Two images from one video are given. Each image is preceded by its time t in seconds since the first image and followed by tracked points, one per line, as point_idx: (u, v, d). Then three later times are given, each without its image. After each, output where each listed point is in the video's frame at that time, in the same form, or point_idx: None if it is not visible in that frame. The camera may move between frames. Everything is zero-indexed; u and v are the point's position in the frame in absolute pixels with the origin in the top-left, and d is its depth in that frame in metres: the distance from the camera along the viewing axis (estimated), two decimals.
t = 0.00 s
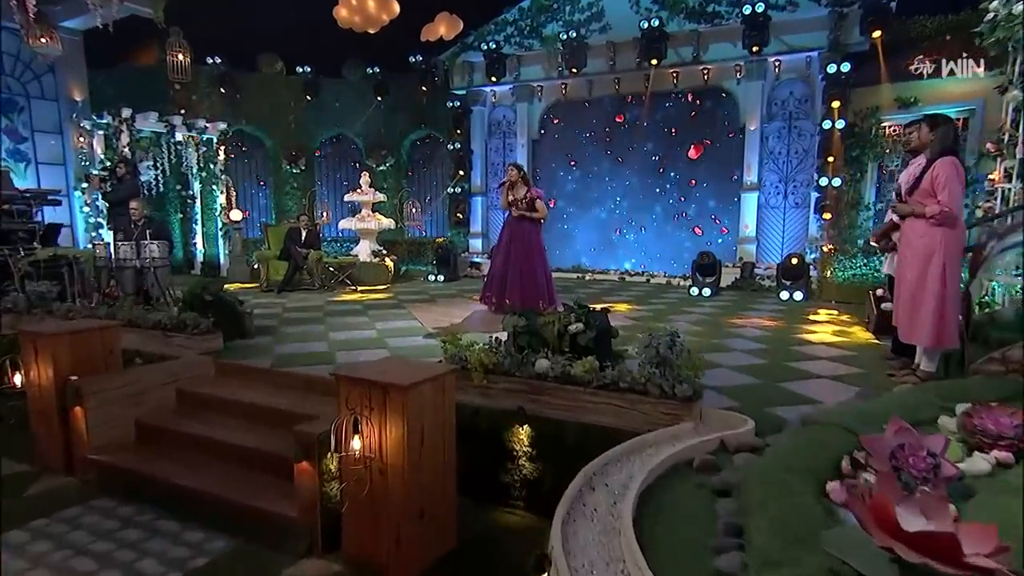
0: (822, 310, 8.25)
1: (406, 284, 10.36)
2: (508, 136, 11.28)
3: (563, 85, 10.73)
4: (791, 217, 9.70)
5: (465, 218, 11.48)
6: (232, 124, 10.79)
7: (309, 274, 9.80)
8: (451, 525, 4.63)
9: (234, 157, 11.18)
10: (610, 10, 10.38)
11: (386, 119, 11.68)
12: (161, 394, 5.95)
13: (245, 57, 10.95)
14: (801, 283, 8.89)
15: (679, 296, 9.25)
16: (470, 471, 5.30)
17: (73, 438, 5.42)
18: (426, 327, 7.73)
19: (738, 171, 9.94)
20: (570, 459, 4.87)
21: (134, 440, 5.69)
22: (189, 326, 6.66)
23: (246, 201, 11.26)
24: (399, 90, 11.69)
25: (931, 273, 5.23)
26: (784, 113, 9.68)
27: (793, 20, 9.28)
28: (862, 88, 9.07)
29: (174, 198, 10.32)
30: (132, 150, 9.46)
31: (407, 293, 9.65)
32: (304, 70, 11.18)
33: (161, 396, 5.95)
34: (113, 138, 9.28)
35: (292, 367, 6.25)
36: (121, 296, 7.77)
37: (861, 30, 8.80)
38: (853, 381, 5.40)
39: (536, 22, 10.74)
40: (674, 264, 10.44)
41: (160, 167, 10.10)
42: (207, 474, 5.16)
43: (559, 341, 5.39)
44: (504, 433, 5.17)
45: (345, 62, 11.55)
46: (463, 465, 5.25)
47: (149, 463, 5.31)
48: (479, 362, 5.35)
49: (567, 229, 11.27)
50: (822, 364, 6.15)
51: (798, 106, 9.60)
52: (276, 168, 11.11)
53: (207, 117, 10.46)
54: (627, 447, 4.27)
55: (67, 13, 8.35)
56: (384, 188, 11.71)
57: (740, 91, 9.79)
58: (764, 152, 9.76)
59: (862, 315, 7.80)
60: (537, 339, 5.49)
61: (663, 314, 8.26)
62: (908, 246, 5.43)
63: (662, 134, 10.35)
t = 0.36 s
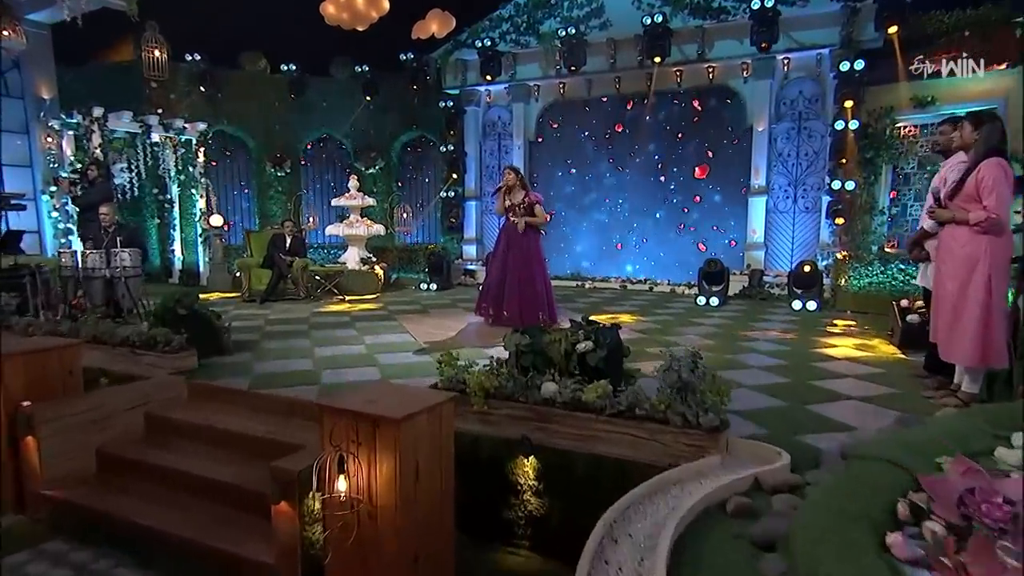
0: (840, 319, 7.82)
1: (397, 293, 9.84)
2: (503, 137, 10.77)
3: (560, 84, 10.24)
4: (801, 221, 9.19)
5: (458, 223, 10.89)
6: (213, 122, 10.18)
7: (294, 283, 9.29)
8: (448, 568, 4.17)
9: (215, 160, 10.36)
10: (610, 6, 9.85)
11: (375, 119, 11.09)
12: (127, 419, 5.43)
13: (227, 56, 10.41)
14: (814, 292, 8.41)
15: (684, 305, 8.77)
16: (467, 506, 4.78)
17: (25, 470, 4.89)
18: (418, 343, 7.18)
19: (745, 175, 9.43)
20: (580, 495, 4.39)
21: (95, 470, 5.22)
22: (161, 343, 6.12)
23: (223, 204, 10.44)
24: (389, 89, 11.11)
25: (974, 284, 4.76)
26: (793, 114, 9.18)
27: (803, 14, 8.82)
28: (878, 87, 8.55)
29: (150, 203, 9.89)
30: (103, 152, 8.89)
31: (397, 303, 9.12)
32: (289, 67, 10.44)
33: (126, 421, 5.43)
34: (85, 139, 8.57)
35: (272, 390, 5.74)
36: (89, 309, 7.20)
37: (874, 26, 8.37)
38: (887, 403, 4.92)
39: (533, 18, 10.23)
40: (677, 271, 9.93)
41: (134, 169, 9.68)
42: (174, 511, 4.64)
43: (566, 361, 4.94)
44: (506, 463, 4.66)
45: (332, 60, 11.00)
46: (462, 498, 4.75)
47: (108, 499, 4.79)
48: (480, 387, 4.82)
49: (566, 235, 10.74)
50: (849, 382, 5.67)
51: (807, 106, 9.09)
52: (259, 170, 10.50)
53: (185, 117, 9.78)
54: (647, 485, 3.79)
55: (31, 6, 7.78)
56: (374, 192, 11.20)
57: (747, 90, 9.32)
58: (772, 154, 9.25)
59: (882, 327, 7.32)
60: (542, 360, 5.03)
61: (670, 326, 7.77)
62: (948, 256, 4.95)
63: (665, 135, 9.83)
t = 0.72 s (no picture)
0: (862, 327, 7.37)
1: (389, 299, 9.35)
2: (500, 133, 10.25)
3: (561, 78, 9.72)
4: (817, 223, 8.68)
5: (453, 224, 10.35)
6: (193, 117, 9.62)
7: (280, 288, 8.82)
8: None
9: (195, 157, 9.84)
10: None
11: (367, 114, 10.50)
12: (89, 444, 4.92)
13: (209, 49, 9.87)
14: (833, 299, 7.91)
15: (694, 312, 8.28)
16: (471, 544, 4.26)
17: None
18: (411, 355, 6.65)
19: (757, 174, 8.91)
20: (600, 534, 3.92)
21: (51, 503, 4.68)
22: (129, 358, 5.59)
23: (203, 204, 9.95)
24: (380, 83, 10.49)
25: None
26: (808, 109, 8.65)
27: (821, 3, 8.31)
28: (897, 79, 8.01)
29: (127, 203, 9.30)
30: (74, 149, 8.33)
31: (389, 311, 8.61)
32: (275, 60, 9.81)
33: (89, 446, 4.93)
34: (53, 134, 8.01)
35: (253, 412, 5.22)
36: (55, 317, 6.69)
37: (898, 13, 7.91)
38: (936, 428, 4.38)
39: (533, 9, 9.71)
40: (685, 275, 9.40)
41: (107, 167, 9.03)
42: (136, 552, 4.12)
43: (576, 378, 4.50)
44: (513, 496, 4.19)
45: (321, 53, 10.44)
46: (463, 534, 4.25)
47: (63, 539, 4.26)
48: (483, 408, 4.36)
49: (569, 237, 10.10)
50: (884, 400, 5.18)
51: (822, 100, 8.57)
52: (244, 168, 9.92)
53: (163, 112, 9.30)
54: (681, 530, 3.31)
55: None
56: (365, 191, 10.56)
57: (759, 85, 8.79)
58: (785, 152, 8.72)
59: (908, 337, 6.85)
60: (555, 380, 4.58)
61: (681, 336, 7.28)
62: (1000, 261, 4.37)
63: (672, 132, 9.29)
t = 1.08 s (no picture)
0: (887, 334, 6.92)
1: (381, 303, 8.88)
2: (499, 127, 9.68)
3: (563, 70, 9.20)
4: (835, 222, 8.14)
5: (450, 224, 9.78)
6: (172, 109, 8.90)
7: (265, 290, 8.33)
8: None
9: (175, 152, 9.25)
10: None
11: (358, 108, 9.97)
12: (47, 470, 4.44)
13: (191, 37, 9.31)
14: (853, 304, 7.44)
15: (704, 317, 7.84)
16: None
17: None
18: (405, 365, 6.23)
19: (770, 171, 8.40)
20: None
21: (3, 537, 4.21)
22: (94, 372, 5.08)
23: (185, 202, 9.38)
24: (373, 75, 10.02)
25: None
26: (824, 103, 8.12)
27: None
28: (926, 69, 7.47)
29: (103, 200, 8.93)
30: (44, 144, 7.78)
31: (383, 316, 8.15)
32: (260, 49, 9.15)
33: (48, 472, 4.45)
34: (20, 128, 7.43)
35: (231, 433, 4.73)
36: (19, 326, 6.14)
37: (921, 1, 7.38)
38: (986, 445, 4.05)
39: None
40: (692, 278, 8.92)
41: (79, 162, 8.66)
42: None
43: (592, 399, 4.03)
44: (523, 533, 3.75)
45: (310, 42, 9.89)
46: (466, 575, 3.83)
47: None
48: (490, 437, 3.87)
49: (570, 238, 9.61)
50: (926, 419, 4.73)
51: (840, 93, 8.04)
52: (228, 164, 9.38)
53: (142, 104, 8.62)
54: None
55: None
56: (357, 188, 10.06)
57: (773, 77, 8.28)
58: (800, 149, 8.21)
59: (939, 346, 6.39)
60: (570, 402, 4.13)
61: (696, 344, 6.82)
62: None
63: (679, 127, 8.79)
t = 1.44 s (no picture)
0: (914, 342, 6.48)
1: (372, 307, 8.40)
2: (496, 121, 9.19)
3: (564, 61, 8.71)
4: (852, 223, 7.65)
5: (443, 223, 9.23)
6: (149, 100, 8.36)
7: (246, 292, 7.80)
8: None
9: (151, 146, 8.69)
10: None
11: (348, 101, 9.46)
12: None
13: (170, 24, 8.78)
14: (874, 309, 6.98)
15: (715, 323, 7.39)
16: None
17: None
18: (399, 376, 5.87)
19: (784, 168, 7.94)
20: None
21: None
22: (50, 389, 4.62)
23: (161, 199, 8.81)
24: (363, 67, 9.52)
25: None
26: (841, 96, 7.65)
27: None
28: (943, 59, 6.99)
29: (73, 197, 8.46)
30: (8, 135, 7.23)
31: (373, 321, 7.65)
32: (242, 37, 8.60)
33: None
34: None
35: (203, 457, 4.24)
36: None
37: None
38: None
39: None
40: (699, 281, 8.44)
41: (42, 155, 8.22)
42: None
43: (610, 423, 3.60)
44: None
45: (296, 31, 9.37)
46: None
47: None
48: (495, 467, 3.37)
49: (570, 239, 9.12)
50: (973, 440, 4.29)
51: (858, 86, 7.57)
52: (209, 159, 8.84)
53: (115, 94, 8.04)
54: None
55: None
56: (345, 185, 9.53)
57: (788, 69, 7.82)
58: (815, 145, 7.74)
59: (972, 356, 5.95)
60: (585, 426, 3.73)
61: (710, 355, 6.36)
62: None
63: (687, 121, 8.32)
